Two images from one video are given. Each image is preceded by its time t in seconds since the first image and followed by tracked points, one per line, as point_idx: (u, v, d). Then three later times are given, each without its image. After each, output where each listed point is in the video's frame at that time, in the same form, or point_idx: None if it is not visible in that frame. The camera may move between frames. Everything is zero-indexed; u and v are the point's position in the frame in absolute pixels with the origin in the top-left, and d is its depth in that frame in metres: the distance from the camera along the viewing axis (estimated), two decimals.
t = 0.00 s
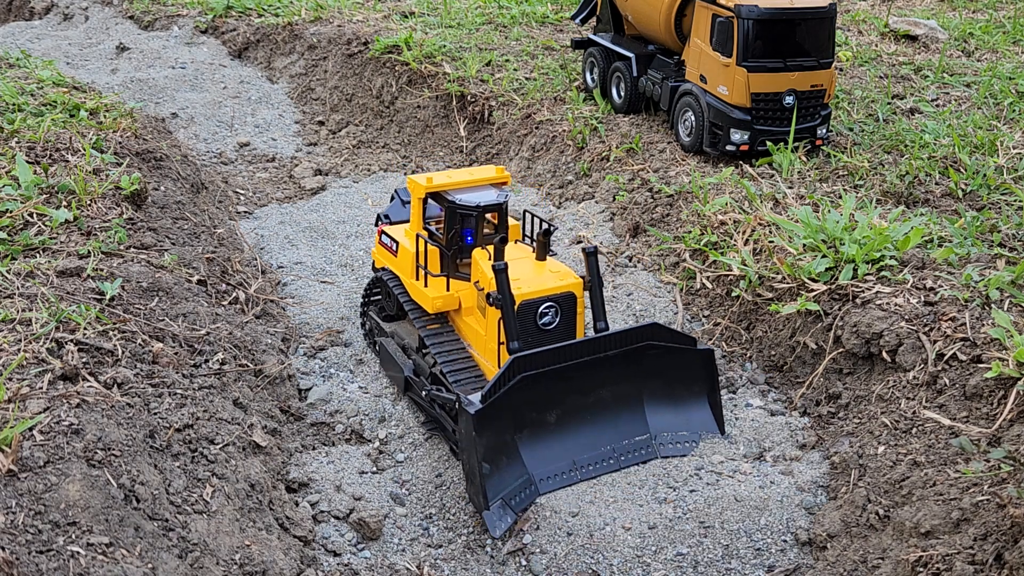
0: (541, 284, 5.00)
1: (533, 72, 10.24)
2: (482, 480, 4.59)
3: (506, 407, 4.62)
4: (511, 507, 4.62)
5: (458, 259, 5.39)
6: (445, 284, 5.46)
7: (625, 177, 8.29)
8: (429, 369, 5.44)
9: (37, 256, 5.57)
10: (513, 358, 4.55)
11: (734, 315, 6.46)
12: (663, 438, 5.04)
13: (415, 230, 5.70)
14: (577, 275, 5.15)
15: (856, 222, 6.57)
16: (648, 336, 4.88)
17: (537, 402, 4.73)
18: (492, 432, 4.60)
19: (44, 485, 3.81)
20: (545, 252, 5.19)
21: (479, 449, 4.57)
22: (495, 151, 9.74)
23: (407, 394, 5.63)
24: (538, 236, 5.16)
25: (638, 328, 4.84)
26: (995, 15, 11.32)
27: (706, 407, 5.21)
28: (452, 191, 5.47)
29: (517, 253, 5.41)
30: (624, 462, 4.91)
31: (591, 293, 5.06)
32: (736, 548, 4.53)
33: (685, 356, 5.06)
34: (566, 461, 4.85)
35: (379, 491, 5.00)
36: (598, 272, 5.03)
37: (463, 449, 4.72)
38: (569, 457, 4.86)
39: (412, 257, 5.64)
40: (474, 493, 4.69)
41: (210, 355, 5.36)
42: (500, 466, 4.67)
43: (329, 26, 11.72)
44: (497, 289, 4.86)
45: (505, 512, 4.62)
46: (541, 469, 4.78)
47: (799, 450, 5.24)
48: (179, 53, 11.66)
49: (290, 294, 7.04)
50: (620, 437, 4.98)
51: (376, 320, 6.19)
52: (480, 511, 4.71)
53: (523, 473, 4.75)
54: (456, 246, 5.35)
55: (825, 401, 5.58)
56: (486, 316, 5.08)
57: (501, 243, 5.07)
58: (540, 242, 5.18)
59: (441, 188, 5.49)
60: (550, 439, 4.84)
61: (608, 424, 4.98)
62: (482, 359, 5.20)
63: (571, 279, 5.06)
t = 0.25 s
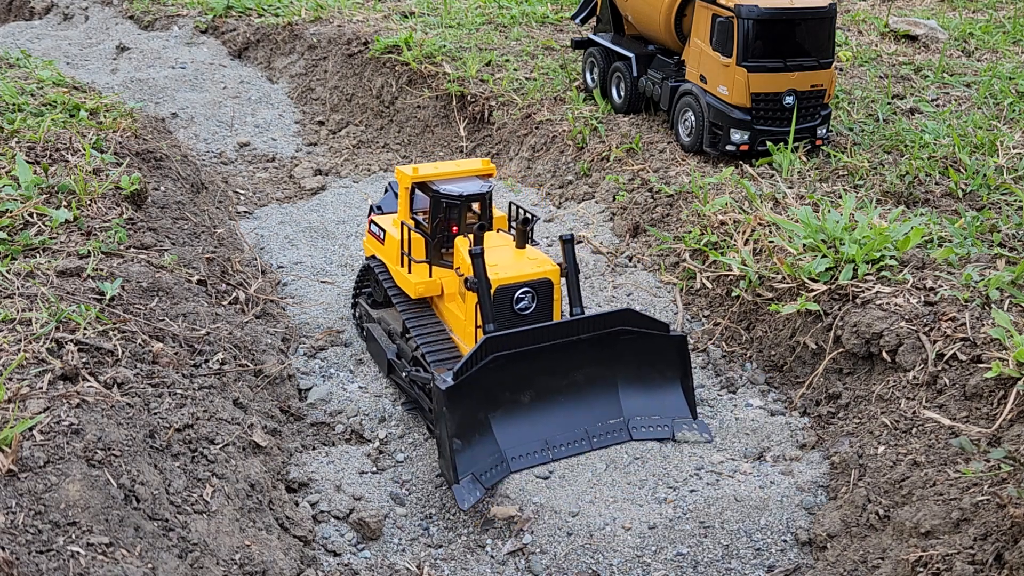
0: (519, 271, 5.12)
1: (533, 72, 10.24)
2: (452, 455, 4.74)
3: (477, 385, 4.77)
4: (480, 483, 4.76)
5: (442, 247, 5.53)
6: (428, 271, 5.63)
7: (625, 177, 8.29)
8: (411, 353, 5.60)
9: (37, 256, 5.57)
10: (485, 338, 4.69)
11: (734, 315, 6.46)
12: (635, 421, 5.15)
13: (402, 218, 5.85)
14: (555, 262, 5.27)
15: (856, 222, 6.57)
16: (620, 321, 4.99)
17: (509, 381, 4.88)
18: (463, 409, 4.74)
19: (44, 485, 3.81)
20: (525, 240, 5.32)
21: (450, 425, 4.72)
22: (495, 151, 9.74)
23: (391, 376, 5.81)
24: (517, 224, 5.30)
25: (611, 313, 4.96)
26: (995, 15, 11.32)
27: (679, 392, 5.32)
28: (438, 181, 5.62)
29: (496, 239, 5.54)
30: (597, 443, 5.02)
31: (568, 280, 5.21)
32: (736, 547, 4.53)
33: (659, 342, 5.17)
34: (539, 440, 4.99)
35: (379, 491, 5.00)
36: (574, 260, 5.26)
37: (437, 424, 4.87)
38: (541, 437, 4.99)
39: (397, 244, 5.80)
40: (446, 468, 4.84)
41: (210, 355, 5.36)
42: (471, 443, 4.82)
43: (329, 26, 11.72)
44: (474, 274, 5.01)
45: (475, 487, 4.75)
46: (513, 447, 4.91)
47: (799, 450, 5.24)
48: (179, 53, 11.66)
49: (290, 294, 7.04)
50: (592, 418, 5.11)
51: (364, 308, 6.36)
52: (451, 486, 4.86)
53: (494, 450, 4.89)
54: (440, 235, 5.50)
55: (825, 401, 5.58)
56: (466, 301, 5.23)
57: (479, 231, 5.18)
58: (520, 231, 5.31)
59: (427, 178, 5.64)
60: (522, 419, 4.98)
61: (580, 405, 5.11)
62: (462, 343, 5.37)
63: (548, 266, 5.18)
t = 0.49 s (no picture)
0: (498, 252, 5.27)
1: (533, 72, 10.24)
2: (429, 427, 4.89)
3: (455, 361, 4.91)
4: (456, 455, 4.90)
5: (425, 235, 5.63)
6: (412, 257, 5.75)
7: (625, 177, 8.29)
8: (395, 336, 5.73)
9: (37, 256, 5.57)
10: (463, 315, 4.82)
11: (734, 315, 6.46)
12: (612, 400, 5.27)
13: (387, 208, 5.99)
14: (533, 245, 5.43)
15: (856, 222, 6.57)
16: (597, 303, 5.09)
17: (487, 358, 5.01)
18: (441, 383, 4.88)
19: (44, 485, 3.81)
20: (504, 224, 5.49)
21: (428, 398, 4.86)
22: (495, 151, 9.74)
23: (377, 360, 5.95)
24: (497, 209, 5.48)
25: (589, 295, 5.07)
26: (996, 15, 11.32)
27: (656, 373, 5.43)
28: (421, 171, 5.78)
29: (480, 226, 5.69)
30: (572, 421, 5.15)
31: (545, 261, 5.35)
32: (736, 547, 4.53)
33: (636, 324, 5.28)
34: (516, 416, 5.12)
35: (379, 491, 5.01)
36: (553, 242, 5.35)
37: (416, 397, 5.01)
38: (518, 413, 5.13)
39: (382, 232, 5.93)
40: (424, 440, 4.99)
41: (210, 355, 5.36)
42: (448, 416, 4.96)
43: (329, 26, 11.72)
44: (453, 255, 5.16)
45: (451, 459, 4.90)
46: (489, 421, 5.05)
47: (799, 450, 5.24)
48: (179, 53, 11.66)
49: (290, 294, 7.04)
50: (569, 396, 5.24)
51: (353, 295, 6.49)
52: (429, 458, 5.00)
53: (471, 424, 5.03)
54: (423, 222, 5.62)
55: (825, 401, 5.58)
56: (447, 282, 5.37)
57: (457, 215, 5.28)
58: (499, 215, 5.49)
59: (411, 169, 5.79)
60: (500, 395, 5.12)
61: (557, 383, 5.24)
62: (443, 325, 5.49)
63: (526, 248, 5.33)
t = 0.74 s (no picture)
0: (481, 241, 5.43)
1: (533, 72, 10.24)
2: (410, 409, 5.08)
3: (437, 345, 5.09)
4: (436, 436, 5.08)
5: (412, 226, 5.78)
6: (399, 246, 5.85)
7: (625, 177, 8.29)
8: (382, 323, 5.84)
9: (37, 256, 5.57)
10: (443, 300, 5.01)
11: (734, 315, 6.46)
12: (591, 386, 5.42)
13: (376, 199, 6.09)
14: (515, 235, 5.59)
15: (855, 222, 6.57)
16: (575, 291, 5.30)
17: (468, 343, 5.19)
18: (422, 367, 5.07)
19: (44, 485, 3.81)
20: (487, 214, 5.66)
21: (409, 380, 5.06)
22: (495, 151, 9.75)
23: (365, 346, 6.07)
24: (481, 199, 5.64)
25: (567, 283, 5.27)
26: (996, 15, 11.32)
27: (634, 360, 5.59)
28: (409, 164, 5.86)
29: (466, 217, 5.84)
30: (552, 405, 5.29)
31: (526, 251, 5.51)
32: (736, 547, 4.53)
33: (614, 312, 5.46)
34: (497, 401, 5.28)
35: (379, 491, 5.01)
36: (533, 230, 5.58)
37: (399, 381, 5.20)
38: (499, 397, 5.28)
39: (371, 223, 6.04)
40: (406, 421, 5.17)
41: (210, 355, 5.36)
42: (429, 398, 5.15)
43: (329, 26, 11.72)
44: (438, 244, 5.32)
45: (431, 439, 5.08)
46: (470, 405, 5.22)
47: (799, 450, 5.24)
48: (179, 53, 11.66)
49: (289, 293, 7.04)
50: (549, 381, 5.39)
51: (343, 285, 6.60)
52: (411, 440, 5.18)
53: (452, 407, 5.21)
54: (410, 213, 5.74)
55: (825, 401, 5.58)
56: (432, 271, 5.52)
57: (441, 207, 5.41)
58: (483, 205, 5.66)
59: (400, 161, 5.88)
60: (482, 379, 5.29)
61: (538, 369, 5.39)
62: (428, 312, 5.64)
63: (509, 238, 5.49)
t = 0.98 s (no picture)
0: (467, 232, 5.48)
1: (533, 72, 10.24)
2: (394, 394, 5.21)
3: (420, 333, 5.21)
4: (420, 421, 5.21)
5: (400, 216, 5.83)
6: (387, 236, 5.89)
7: (625, 177, 8.28)
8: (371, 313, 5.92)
9: (37, 256, 5.57)
10: (427, 291, 5.11)
11: (734, 315, 6.46)
12: (571, 373, 5.55)
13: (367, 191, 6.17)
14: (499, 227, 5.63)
15: (855, 222, 6.57)
16: (558, 282, 5.39)
17: (451, 332, 5.30)
18: (406, 354, 5.20)
19: (44, 485, 3.81)
20: (474, 207, 5.70)
21: (393, 367, 5.18)
22: (495, 151, 9.75)
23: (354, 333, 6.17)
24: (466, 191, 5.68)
25: (550, 274, 5.36)
26: (996, 15, 11.32)
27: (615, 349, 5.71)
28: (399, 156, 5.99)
29: (452, 209, 5.87)
30: (533, 392, 5.42)
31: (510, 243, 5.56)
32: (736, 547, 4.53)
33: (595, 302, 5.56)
34: (480, 388, 5.41)
35: (379, 491, 5.01)
36: (518, 223, 5.59)
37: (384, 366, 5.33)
38: (482, 384, 5.41)
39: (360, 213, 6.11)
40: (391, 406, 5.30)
41: (210, 355, 5.36)
42: (413, 384, 5.28)
43: (329, 26, 11.72)
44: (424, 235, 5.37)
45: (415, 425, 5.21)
46: (454, 391, 5.35)
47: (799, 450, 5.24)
48: (179, 53, 11.65)
49: (289, 293, 7.04)
50: (530, 369, 5.51)
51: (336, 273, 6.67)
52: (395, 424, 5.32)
53: (436, 393, 5.33)
54: (399, 204, 5.81)
55: (825, 401, 5.58)
56: (418, 262, 5.56)
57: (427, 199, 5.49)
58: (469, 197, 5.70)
59: (389, 153, 6.00)
60: (465, 366, 5.41)
61: (520, 357, 5.51)
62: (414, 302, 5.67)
63: (494, 230, 5.53)
